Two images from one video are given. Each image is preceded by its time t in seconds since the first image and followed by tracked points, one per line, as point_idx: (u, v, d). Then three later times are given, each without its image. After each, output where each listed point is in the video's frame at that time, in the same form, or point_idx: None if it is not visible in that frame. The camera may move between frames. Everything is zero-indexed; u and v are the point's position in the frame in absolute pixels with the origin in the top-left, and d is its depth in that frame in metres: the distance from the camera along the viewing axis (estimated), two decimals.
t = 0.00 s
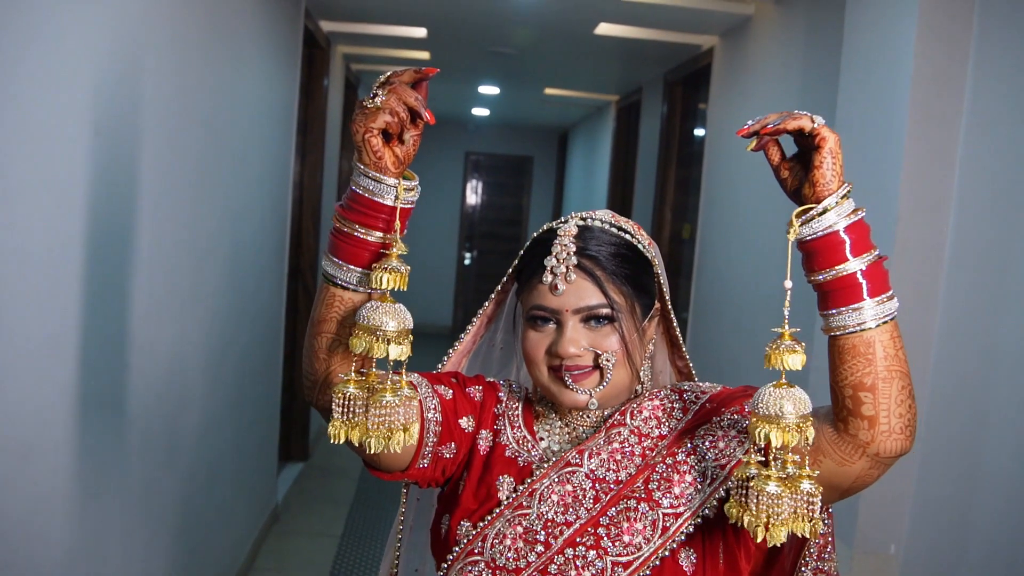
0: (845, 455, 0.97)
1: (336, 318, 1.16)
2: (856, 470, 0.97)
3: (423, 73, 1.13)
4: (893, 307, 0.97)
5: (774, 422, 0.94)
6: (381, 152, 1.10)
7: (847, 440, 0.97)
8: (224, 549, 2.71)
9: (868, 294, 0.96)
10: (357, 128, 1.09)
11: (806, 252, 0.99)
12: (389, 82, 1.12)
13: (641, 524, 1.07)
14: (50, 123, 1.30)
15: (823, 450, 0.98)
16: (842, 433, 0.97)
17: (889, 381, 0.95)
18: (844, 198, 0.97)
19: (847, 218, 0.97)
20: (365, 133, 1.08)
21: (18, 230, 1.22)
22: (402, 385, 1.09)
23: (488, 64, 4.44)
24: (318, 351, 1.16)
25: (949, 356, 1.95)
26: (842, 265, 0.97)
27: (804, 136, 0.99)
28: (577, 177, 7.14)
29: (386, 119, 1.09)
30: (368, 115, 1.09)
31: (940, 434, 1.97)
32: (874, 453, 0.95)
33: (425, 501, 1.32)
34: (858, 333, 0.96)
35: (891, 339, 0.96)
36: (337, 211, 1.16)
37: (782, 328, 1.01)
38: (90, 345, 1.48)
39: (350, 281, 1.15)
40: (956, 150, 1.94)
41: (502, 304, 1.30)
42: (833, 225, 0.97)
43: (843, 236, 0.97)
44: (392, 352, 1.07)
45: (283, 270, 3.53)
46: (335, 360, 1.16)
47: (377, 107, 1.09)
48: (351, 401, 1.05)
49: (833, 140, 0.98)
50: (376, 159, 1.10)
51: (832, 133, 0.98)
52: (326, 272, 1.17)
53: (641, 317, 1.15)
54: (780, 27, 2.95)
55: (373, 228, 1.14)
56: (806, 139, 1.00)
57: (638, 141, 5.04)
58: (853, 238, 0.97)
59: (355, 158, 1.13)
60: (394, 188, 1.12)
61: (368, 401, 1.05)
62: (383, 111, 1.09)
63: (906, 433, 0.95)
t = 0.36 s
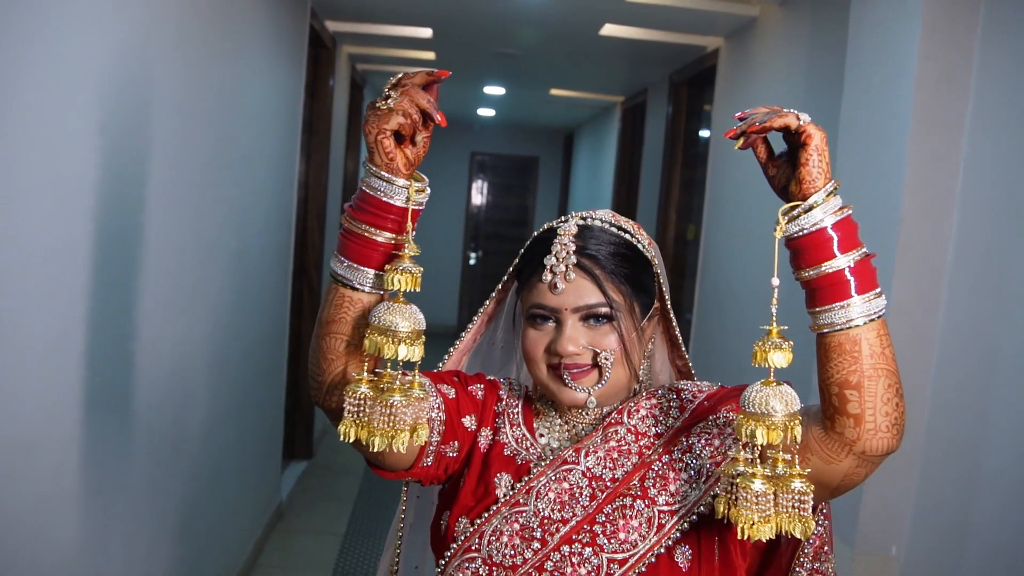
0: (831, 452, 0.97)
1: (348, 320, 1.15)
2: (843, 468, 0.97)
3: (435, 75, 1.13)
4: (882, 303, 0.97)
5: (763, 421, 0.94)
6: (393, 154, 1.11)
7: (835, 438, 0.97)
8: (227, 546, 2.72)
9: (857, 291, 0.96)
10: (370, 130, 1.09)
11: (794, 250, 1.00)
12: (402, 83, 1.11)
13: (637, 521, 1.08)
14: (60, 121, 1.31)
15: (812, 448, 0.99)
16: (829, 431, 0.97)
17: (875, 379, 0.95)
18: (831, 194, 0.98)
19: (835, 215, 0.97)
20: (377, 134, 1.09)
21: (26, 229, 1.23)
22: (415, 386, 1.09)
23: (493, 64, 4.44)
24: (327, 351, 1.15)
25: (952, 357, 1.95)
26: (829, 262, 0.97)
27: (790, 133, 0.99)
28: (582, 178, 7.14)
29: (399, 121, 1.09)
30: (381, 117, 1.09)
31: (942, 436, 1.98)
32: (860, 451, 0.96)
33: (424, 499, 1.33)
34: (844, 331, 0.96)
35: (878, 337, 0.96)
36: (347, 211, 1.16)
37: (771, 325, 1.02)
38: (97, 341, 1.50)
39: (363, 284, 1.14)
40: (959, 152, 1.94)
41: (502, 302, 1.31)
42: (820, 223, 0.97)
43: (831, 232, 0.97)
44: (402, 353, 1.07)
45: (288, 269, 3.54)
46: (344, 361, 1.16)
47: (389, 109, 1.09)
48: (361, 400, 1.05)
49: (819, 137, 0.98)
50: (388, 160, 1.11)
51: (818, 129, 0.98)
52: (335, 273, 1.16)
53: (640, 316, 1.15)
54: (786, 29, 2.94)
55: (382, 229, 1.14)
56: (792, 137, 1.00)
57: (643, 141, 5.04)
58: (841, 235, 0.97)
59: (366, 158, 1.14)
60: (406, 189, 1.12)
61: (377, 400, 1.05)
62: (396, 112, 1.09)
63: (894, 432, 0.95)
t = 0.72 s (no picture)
0: (816, 445, 0.97)
1: (361, 321, 1.14)
2: (828, 461, 0.97)
3: (451, 76, 1.13)
4: (868, 295, 0.97)
5: (746, 414, 0.94)
6: (409, 153, 1.11)
7: (819, 430, 0.97)
8: (234, 542, 2.74)
9: (841, 282, 0.96)
10: (386, 129, 1.09)
11: (779, 241, 1.00)
12: (417, 84, 1.12)
13: (633, 516, 1.09)
14: (69, 118, 1.32)
15: (797, 440, 0.99)
16: (814, 423, 0.97)
17: (857, 371, 0.95)
18: (815, 185, 0.98)
19: (819, 206, 0.98)
20: (394, 133, 1.09)
21: (38, 228, 1.25)
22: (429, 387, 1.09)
23: (498, 62, 4.44)
24: (338, 350, 1.15)
25: (954, 353, 1.96)
26: (814, 253, 0.97)
27: (773, 125, 1.00)
28: (588, 176, 7.14)
29: (416, 120, 1.09)
30: (397, 116, 1.09)
31: (945, 432, 1.98)
32: (844, 444, 0.96)
33: (426, 494, 1.35)
34: (828, 323, 0.96)
35: (863, 330, 0.96)
36: (358, 210, 1.16)
37: (754, 318, 1.02)
38: (105, 337, 1.51)
39: (376, 283, 1.14)
40: (962, 147, 1.93)
41: (503, 299, 1.32)
42: (804, 214, 0.98)
43: (815, 223, 0.98)
44: (418, 352, 1.07)
45: (293, 267, 3.56)
46: (354, 360, 1.15)
47: (405, 108, 1.10)
48: (375, 399, 1.06)
49: (802, 129, 0.98)
50: (404, 160, 1.11)
51: (801, 121, 0.99)
52: (343, 271, 1.16)
53: (639, 312, 1.16)
54: (789, 25, 2.94)
55: (392, 228, 1.13)
56: (776, 129, 1.01)
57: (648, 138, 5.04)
58: (825, 226, 0.98)
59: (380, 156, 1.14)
60: (420, 189, 1.12)
61: (389, 399, 1.05)
62: (412, 112, 1.09)
63: (878, 424, 0.95)
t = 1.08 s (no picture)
0: (800, 438, 0.97)
1: (374, 321, 1.10)
2: (811, 454, 0.97)
3: (470, 77, 1.09)
4: (850, 288, 0.97)
5: (725, 409, 0.94)
6: (426, 155, 1.08)
7: (802, 424, 0.97)
8: (238, 536, 2.76)
9: (824, 274, 0.96)
10: (404, 130, 1.06)
11: (760, 235, 1.00)
12: (434, 83, 1.07)
13: (628, 510, 1.10)
14: (77, 117, 1.34)
15: (782, 434, 0.99)
16: (798, 417, 0.98)
17: (836, 364, 0.95)
18: (795, 178, 0.98)
19: (800, 198, 0.97)
20: (413, 134, 1.06)
21: (45, 227, 1.26)
22: (445, 387, 1.07)
23: (502, 58, 4.45)
24: (350, 350, 1.11)
25: (954, 350, 1.96)
26: (796, 246, 0.97)
27: (753, 119, 1.00)
28: (592, 172, 7.14)
29: (435, 123, 1.05)
30: (416, 117, 1.06)
31: (946, 428, 1.99)
32: (826, 437, 0.95)
33: (426, 490, 1.35)
34: (809, 316, 0.96)
35: (845, 323, 0.96)
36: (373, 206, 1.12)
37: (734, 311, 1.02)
38: (111, 334, 1.53)
39: (391, 283, 1.10)
40: (963, 144, 1.94)
41: (502, 295, 1.32)
42: (785, 206, 0.97)
43: (796, 216, 0.97)
44: (434, 353, 1.04)
45: (297, 263, 3.57)
46: (367, 360, 1.11)
47: (425, 109, 1.06)
48: (390, 399, 1.04)
49: (780, 123, 0.99)
50: (422, 162, 1.08)
51: (780, 114, 0.99)
52: (356, 270, 1.11)
53: (637, 307, 1.17)
54: (792, 22, 2.94)
55: (405, 228, 1.09)
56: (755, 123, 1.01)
57: (652, 135, 5.04)
58: (806, 219, 0.97)
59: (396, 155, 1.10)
60: (435, 191, 1.08)
61: (403, 399, 1.03)
62: (431, 114, 1.05)
63: (860, 417, 0.94)
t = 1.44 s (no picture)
0: (784, 431, 0.94)
1: (385, 321, 1.06)
2: (795, 447, 0.93)
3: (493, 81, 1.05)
4: (831, 280, 0.93)
5: (695, 401, 0.92)
6: (445, 157, 1.03)
7: (786, 417, 0.93)
8: (241, 531, 2.77)
9: (805, 268, 0.92)
10: (424, 130, 1.02)
11: (740, 229, 0.96)
12: (457, 86, 1.03)
13: (623, 503, 1.11)
14: (82, 110, 1.35)
15: (768, 427, 0.96)
16: (781, 410, 0.94)
17: (817, 357, 0.91)
18: (774, 171, 0.94)
19: (779, 193, 0.94)
20: (433, 136, 1.01)
21: (51, 225, 1.27)
22: (464, 387, 1.05)
23: (505, 55, 4.45)
24: (361, 349, 1.07)
25: (954, 346, 1.97)
26: (776, 240, 0.93)
27: (730, 113, 0.96)
28: (595, 169, 7.15)
29: (456, 125, 1.01)
30: (437, 119, 1.01)
31: (947, 426, 2.00)
32: (810, 431, 0.92)
33: (426, 484, 1.36)
34: (790, 309, 0.92)
35: (827, 316, 0.92)
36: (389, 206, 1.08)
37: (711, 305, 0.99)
38: (115, 327, 1.54)
39: (402, 284, 1.05)
40: (964, 140, 1.94)
41: (501, 290, 1.33)
42: (765, 200, 0.93)
43: (776, 210, 0.93)
44: (454, 355, 1.02)
45: (300, 259, 3.58)
46: (378, 359, 1.07)
47: (446, 111, 1.01)
48: (409, 400, 1.04)
49: (758, 118, 0.94)
50: (440, 163, 1.03)
51: (757, 107, 0.95)
52: (368, 267, 1.07)
53: (635, 302, 1.18)
54: (796, 18, 2.93)
55: (420, 229, 1.04)
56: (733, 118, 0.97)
57: (655, 132, 5.04)
58: (786, 213, 0.93)
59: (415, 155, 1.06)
60: (453, 195, 1.03)
61: (422, 401, 1.02)
62: (452, 117, 1.01)
63: (843, 410, 0.91)
